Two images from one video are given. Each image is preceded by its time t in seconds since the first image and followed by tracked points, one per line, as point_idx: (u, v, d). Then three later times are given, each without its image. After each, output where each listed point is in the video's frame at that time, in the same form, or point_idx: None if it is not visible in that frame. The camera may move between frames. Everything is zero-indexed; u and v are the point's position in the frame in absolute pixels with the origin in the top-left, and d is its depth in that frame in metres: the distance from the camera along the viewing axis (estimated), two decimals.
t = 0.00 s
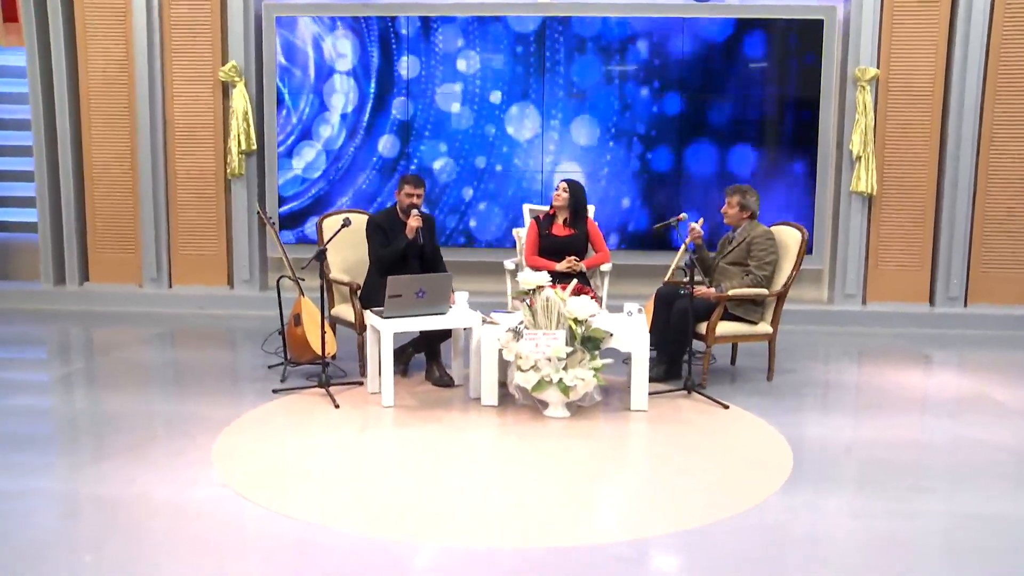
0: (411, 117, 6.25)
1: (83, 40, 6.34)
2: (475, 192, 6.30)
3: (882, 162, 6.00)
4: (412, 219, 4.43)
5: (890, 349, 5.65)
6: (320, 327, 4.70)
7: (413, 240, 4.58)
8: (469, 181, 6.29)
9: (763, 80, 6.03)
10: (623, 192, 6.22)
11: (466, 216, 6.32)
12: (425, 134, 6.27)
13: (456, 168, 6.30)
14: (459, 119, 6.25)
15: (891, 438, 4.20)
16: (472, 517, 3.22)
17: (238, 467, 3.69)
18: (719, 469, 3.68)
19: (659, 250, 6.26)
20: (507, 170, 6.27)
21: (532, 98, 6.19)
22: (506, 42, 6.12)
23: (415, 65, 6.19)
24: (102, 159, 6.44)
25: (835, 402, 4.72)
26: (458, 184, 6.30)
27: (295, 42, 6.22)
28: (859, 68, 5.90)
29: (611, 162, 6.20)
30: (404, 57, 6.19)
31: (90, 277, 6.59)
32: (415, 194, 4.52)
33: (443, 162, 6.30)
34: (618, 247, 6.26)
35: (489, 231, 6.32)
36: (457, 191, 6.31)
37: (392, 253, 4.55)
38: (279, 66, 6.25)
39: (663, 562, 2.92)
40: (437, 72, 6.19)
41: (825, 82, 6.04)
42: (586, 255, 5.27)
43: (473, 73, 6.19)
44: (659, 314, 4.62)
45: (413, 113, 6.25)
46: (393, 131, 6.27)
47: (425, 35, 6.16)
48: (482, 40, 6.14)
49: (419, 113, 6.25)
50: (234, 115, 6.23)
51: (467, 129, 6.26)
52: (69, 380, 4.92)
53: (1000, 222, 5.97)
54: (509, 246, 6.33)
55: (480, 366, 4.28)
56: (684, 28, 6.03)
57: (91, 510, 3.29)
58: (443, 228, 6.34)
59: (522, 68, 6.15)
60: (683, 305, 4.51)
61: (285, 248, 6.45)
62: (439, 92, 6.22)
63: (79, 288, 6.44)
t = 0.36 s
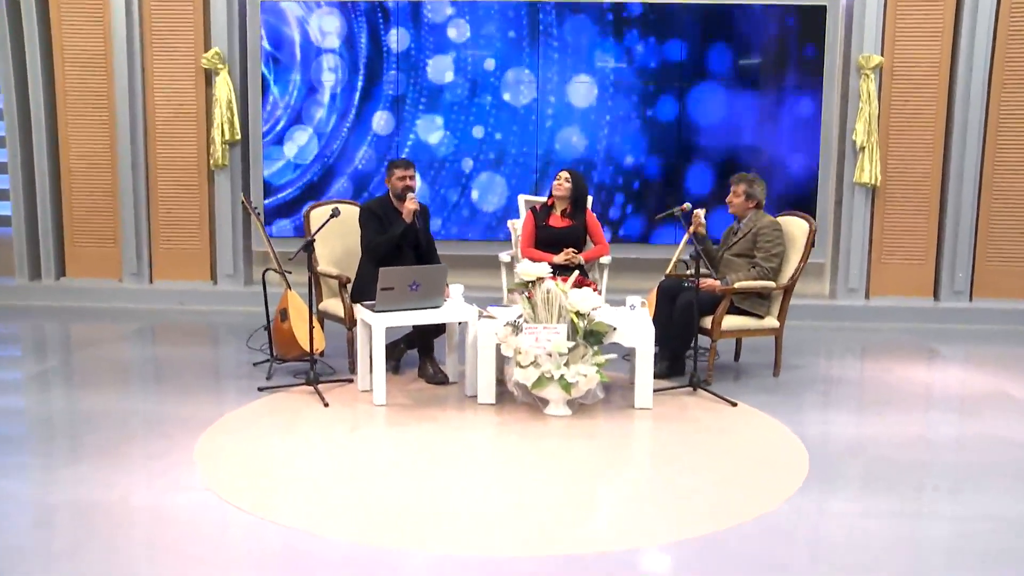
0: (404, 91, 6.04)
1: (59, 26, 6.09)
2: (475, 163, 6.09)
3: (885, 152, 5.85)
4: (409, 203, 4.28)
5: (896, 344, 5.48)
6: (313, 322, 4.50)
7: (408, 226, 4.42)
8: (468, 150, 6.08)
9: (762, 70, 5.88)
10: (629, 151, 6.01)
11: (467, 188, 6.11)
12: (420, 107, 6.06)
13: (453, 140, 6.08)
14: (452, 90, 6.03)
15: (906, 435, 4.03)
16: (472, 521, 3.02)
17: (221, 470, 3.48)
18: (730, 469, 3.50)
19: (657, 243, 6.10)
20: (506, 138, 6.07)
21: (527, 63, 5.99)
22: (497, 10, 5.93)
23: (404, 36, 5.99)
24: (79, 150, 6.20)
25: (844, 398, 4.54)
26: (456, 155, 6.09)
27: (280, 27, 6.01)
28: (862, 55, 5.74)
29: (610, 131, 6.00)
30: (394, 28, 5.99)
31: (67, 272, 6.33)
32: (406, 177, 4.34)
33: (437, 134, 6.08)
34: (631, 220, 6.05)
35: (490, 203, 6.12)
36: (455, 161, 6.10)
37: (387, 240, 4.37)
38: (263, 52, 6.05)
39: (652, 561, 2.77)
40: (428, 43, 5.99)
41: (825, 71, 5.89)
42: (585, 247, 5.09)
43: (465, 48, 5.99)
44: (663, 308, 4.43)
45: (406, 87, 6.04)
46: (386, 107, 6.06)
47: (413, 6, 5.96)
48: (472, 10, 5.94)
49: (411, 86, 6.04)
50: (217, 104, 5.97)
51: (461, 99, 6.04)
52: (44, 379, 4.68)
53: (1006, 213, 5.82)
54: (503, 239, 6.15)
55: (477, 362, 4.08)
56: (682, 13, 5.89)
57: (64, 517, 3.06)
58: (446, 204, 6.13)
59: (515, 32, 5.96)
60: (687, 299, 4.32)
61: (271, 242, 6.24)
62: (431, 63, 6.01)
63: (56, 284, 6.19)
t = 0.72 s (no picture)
0: (403, 64, 5.83)
1: (41, 10, 5.84)
2: (480, 131, 5.90)
3: (896, 143, 5.66)
4: (407, 191, 4.09)
5: (910, 340, 5.30)
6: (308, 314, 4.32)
7: (408, 217, 4.22)
8: (473, 119, 5.89)
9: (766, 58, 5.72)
10: (637, 99, 5.81)
11: (474, 155, 5.91)
12: (419, 79, 5.85)
13: (456, 112, 5.88)
14: (450, 61, 5.82)
15: (928, 435, 3.84)
16: (476, 523, 2.84)
17: (207, 470, 3.28)
18: (745, 469, 3.32)
19: (661, 235, 5.92)
20: (510, 104, 5.86)
21: (527, 26, 5.77)
22: None
23: (398, 5, 5.77)
24: (62, 138, 5.96)
25: (861, 395, 4.36)
26: (460, 126, 5.89)
27: (271, 11, 5.81)
28: (874, 42, 5.53)
29: (615, 86, 5.80)
30: None
31: (50, 266, 6.10)
32: (403, 161, 4.20)
33: (440, 105, 5.88)
34: (642, 172, 5.87)
35: (498, 171, 5.93)
36: (458, 131, 5.90)
37: (386, 230, 4.18)
38: (254, 37, 5.85)
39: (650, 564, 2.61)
40: (423, 12, 5.77)
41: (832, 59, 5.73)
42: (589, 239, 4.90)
43: (461, 14, 5.76)
44: (671, 302, 4.24)
45: (405, 60, 5.83)
46: (385, 80, 5.85)
47: None
48: None
49: (409, 57, 5.83)
50: (205, 91, 5.73)
51: (460, 69, 5.83)
52: (24, 376, 4.47)
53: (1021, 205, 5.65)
54: (501, 232, 5.99)
55: (479, 358, 3.87)
56: None
57: (41, 523, 2.85)
58: (451, 174, 5.94)
59: None
60: (698, 291, 4.14)
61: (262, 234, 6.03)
62: (427, 33, 5.79)
63: (38, 278, 5.96)
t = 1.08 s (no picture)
0: (398, 35, 5.58)
1: None
2: (481, 97, 5.66)
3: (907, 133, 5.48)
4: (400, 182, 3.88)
5: (924, 336, 5.12)
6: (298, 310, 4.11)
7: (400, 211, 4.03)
8: (476, 86, 5.64)
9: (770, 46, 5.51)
10: (640, 61, 5.58)
11: (477, 122, 5.67)
12: (416, 49, 5.60)
13: (457, 80, 5.64)
14: (447, 29, 5.58)
15: (953, 434, 3.64)
16: (475, 522, 2.67)
17: (190, 473, 3.06)
18: (758, 468, 3.14)
19: (664, 227, 5.73)
20: (512, 67, 5.61)
21: None
22: None
23: None
24: (42, 124, 5.69)
25: (878, 393, 4.17)
26: (460, 95, 5.65)
27: None
28: (886, 27, 5.36)
29: (616, 38, 5.55)
30: None
31: (29, 259, 5.83)
32: (399, 153, 3.98)
33: (439, 74, 5.63)
34: (649, 126, 5.62)
35: (505, 136, 5.69)
36: (459, 99, 5.66)
37: (375, 224, 4.00)
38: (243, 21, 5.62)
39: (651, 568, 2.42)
40: None
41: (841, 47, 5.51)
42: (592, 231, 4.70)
43: None
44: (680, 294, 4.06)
45: (400, 31, 5.58)
46: (382, 51, 5.60)
47: None
48: None
49: (403, 25, 5.57)
50: (192, 78, 5.51)
51: (458, 35, 5.58)
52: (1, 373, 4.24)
53: None
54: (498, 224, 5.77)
55: (478, 354, 3.66)
56: None
57: (12, 530, 2.63)
58: (454, 142, 5.69)
59: None
60: (708, 284, 3.94)
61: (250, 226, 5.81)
62: None
63: (18, 272, 5.71)
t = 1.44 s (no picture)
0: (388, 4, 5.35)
1: None
2: (481, 63, 5.42)
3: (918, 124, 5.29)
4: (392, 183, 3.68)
5: (938, 334, 4.92)
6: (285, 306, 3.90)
7: (390, 208, 3.86)
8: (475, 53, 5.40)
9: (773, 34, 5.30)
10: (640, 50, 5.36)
11: (478, 89, 5.44)
12: (411, 17, 5.36)
13: (456, 47, 5.40)
14: None
15: (979, 437, 3.45)
16: (465, 523, 2.53)
17: (165, 480, 2.85)
18: (768, 468, 2.98)
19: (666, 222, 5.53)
20: (508, 28, 5.38)
21: None
22: None
23: None
24: (19, 114, 5.44)
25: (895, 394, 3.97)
26: (460, 61, 5.40)
27: None
28: (898, 13, 5.14)
29: None
30: None
31: (7, 255, 5.60)
32: (396, 151, 3.81)
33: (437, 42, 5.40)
34: (654, 78, 5.38)
35: (507, 101, 5.45)
36: (459, 66, 5.41)
37: (364, 219, 3.83)
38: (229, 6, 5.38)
39: None
40: None
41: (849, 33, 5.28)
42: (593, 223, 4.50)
43: None
44: (687, 289, 3.88)
45: None
46: (377, 22, 5.37)
47: None
48: None
49: None
50: (177, 65, 5.29)
51: None
52: None
53: None
54: (492, 218, 5.54)
55: (476, 352, 3.44)
56: None
57: None
58: (456, 112, 5.47)
59: None
60: (718, 278, 3.75)
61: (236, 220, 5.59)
62: None
63: None
